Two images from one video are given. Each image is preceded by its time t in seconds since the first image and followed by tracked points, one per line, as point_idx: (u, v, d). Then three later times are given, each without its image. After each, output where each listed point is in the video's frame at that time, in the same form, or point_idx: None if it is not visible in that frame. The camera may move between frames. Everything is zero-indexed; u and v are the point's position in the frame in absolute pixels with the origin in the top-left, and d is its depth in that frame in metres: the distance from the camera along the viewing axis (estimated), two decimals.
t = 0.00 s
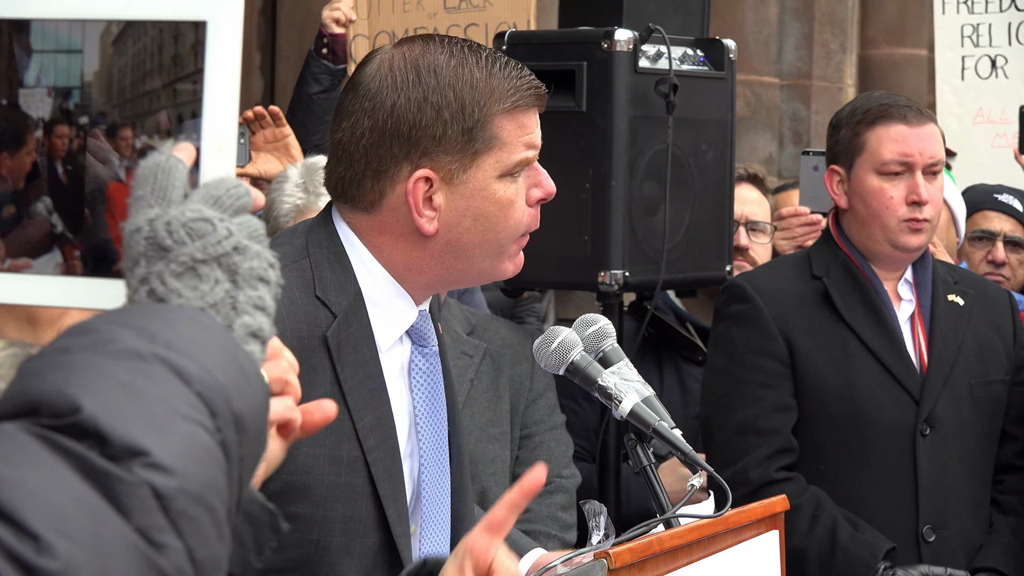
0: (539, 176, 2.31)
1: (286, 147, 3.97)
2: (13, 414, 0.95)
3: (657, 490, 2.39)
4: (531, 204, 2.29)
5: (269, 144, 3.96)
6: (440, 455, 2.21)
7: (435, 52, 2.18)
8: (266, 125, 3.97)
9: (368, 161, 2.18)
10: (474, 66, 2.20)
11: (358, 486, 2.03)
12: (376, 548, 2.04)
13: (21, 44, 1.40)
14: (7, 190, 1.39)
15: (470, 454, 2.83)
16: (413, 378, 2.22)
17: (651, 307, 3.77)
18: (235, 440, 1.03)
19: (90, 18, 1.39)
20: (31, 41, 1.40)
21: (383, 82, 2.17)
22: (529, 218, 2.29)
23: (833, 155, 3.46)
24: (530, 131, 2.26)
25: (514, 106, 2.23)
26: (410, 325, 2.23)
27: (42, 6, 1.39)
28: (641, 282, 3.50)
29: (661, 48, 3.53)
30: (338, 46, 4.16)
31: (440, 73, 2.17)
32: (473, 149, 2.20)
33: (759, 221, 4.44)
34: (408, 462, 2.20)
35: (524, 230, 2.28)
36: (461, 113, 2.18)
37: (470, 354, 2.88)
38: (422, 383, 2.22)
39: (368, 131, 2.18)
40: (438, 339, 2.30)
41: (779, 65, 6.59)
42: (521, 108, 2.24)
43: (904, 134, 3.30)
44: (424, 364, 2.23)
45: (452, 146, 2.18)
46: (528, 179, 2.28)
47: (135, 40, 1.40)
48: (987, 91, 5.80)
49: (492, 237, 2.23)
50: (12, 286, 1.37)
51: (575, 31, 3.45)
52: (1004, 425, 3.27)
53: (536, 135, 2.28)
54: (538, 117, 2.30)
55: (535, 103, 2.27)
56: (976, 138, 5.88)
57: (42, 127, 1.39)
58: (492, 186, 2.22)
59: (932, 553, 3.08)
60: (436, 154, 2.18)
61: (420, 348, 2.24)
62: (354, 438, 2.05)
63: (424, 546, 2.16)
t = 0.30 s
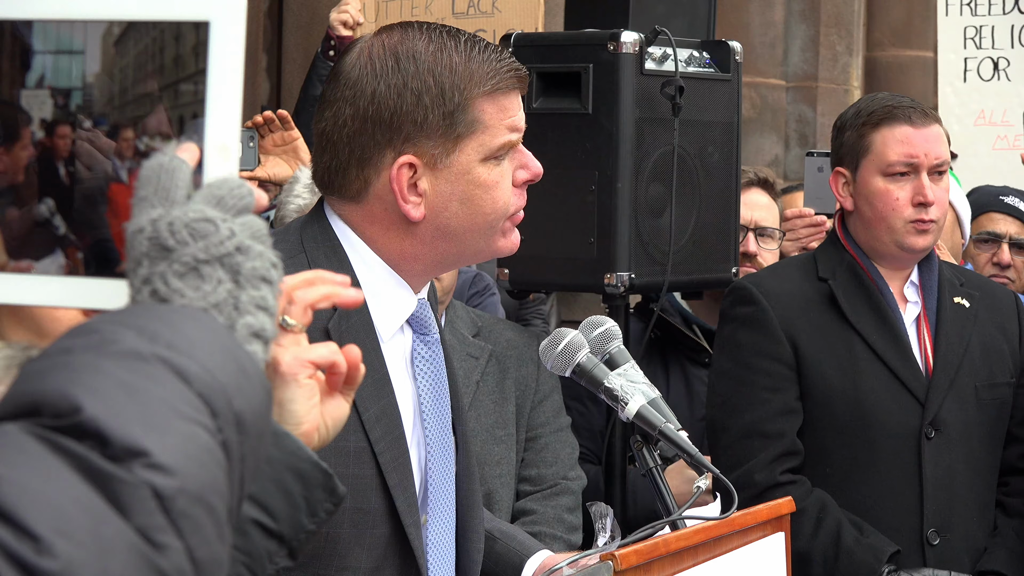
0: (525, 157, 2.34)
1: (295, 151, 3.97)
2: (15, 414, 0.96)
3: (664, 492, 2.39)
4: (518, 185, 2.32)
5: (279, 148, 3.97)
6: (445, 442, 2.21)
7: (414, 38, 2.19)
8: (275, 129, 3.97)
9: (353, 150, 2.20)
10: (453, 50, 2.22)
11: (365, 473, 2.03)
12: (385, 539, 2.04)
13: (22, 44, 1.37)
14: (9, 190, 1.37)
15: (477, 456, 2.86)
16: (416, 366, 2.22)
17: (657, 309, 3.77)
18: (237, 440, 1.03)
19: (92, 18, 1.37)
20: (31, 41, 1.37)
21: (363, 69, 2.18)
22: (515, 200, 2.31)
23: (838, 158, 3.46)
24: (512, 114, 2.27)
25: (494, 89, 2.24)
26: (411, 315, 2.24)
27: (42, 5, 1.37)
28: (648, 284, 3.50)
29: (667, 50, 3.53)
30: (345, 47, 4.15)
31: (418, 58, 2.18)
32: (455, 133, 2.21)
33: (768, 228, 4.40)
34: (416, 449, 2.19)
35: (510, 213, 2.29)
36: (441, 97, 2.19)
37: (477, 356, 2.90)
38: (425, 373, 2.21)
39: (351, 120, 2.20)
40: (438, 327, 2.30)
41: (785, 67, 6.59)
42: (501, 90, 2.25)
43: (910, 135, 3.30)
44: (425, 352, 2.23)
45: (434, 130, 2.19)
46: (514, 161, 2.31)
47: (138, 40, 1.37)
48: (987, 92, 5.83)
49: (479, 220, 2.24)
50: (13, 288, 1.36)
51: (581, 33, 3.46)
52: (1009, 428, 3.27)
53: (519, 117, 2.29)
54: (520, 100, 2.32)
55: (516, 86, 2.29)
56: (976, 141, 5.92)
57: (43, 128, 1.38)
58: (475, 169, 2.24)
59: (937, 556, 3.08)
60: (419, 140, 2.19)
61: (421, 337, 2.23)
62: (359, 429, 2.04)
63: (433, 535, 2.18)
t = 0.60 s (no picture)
0: (541, 165, 2.35)
1: (301, 152, 3.98)
2: (15, 414, 0.96)
3: (667, 494, 2.39)
4: (533, 192, 2.33)
5: (284, 149, 3.96)
6: (455, 446, 2.21)
7: (433, 43, 2.19)
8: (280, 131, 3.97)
9: (369, 153, 2.20)
10: (472, 56, 2.22)
11: (374, 475, 2.03)
12: (394, 541, 2.05)
13: (23, 43, 1.38)
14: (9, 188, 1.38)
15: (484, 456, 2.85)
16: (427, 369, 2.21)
17: (661, 311, 3.77)
18: (236, 440, 1.04)
19: (93, 14, 1.38)
20: (31, 39, 1.38)
21: (381, 73, 2.18)
22: (531, 207, 2.32)
23: (844, 159, 3.46)
24: (530, 122, 2.27)
25: (512, 97, 2.24)
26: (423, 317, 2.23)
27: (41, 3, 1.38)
28: (652, 285, 3.50)
29: (670, 51, 3.52)
30: (349, 48, 4.19)
31: (437, 64, 2.18)
32: (472, 139, 2.21)
33: (772, 230, 4.41)
34: (426, 454, 2.20)
35: (524, 220, 2.30)
36: (459, 104, 2.19)
37: (481, 356, 2.91)
38: (437, 375, 2.21)
39: (368, 123, 2.20)
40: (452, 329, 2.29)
41: (789, 68, 6.59)
42: (519, 98, 2.25)
43: (915, 137, 3.30)
44: (437, 355, 2.23)
45: (450, 136, 2.19)
46: (530, 169, 2.32)
47: (139, 36, 1.38)
48: (996, 97, 5.85)
49: (494, 227, 2.24)
50: (14, 286, 1.38)
51: (583, 34, 3.45)
52: (1012, 431, 3.26)
53: (535, 125, 2.29)
54: (538, 109, 2.32)
55: (533, 93, 2.29)
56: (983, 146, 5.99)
57: (42, 126, 1.38)
58: (491, 176, 2.24)
59: (939, 559, 3.07)
60: (435, 145, 2.19)
61: (433, 340, 2.23)
62: (368, 430, 2.05)
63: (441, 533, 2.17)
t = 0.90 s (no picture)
0: (532, 154, 2.31)
1: (301, 152, 3.99)
2: (13, 416, 0.96)
3: (668, 495, 2.39)
4: (524, 182, 2.28)
5: (285, 150, 3.97)
6: (454, 442, 2.23)
7: (418, 36, 2.18)
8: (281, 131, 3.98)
9: (359, 148, 2.20)
10: (457, 46, 2.21)
11: (375, 473, 2.03)
12: (396, 538, 2.05)
13: (20, 45, 1.38)
14: (8, 191, 1.39)
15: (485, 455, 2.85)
16: (426, 363, 2.23)
17: (661, 312, 3.76)
18: (234, 442, 1.04)
19: (89, 18, 1.38)
20: (29, 41, 1.38)
21: (368, 67, 2.18)
22: (524, 197, 2.29)
23: (843, 160, 3.46)
24: (518, 111, 2.25)
25: (499, 85, 2.22)
26: (421, 312, 2.25)
27: (41, 5, 1.38)
28: (653, 286, 3.50)
29: (671, 52, 3.53)
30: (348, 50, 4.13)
31: (422, 55, 2.17)
32: (460, 129, 2.20)
33: (770, 228, 4.42)
34: (427, 453, 2.20)
35: (517, 211, 2.27)
36: (447, 94, 2.18)
37: (481, 356, 2.93)
38: (435, 372, 2.23)
39: (356, 118, 2.20)
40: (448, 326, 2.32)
41: (790, 69, 6.60)
42: (506, 87, 2.23)
43: (914, 138, 3.30)
44: (435, 349, 2.25)
45: (439, 127, 2.18)
46: (522, 158, 2.28)
47: (136, 39, 1.38)
48: (994, 98, 5.88)
49: (487, 219, 2.22)
50: (8, 288, 1.36)
51: (584, 35, 3.46)
52: (1012, 432, 3.26)
53: (524, 114, 2.27)
54: (526, 97, 2.30)
55: (520, 81, 2.27)
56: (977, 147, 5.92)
57: (40, 128, 1.39)
58: (482, 166, 2.22)
59: (939, 560, 3.07)
60: (424, 137, 2.18)
61: (431, 334, 2.25)
62: (369, 427, 2.05)
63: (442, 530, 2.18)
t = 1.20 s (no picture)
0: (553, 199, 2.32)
1: (293, 153, 3.98)
2: (4, 417, 0.95)
3: (660, 495, 2.39)
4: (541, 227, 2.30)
5: (276, 150, 3.96)
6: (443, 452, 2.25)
7: (461, 63, 2.16)
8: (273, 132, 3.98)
9: (382, 163, 2.18)
10: (498, 81, 2.19)
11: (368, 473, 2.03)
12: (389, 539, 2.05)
13: (10, 46, 1.38)
14: None
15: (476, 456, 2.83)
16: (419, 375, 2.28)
17: (654, 312, 3.76)
18: (224, 442, 1.03)
19: (79, 18, 1.38)
20: (18, 41, 1.38)
21: (406, 87, 2.16)
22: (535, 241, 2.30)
23: (836, 160, 3.46)
24: (547, 156, 2.24)
25: (534, 127, 2.21)
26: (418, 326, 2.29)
27: (31, 5, 1.38)
28: (645, 287, 3.50)
29: (664, 53, 3.52)
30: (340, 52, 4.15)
31: (462, 84, 2.15)
32: (486, 165, 2.18)
33: (766, 232, 4.41)
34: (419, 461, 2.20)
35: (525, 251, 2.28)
36: (478, 128, 2.16)
37: (473, 357, 2.90)
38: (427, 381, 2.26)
39: (385, 134, 2.18)
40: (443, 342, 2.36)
41: (783, 70, 6.60)
42: (541, 130, 2.22)
43: (907, 137, 3.30)
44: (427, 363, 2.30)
45: (466, 159, 2.16)
46: (540, 203, 2.29)
47: (125, 41, 1.38)
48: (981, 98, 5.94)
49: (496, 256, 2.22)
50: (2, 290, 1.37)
51: (579, 36, 3.45)
52: (1005, 431, 3.26)
53: (553, 159, 2.27)
54: (558, 142, 2.29)
55: (554, 126, 2.26)
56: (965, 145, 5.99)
57: (30, 129, 1.38)
58: (501, 204, 2.21)
59: (932, 560, 3.07)
60: (448, 165, 2.17)
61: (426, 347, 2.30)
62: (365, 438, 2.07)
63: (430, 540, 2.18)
